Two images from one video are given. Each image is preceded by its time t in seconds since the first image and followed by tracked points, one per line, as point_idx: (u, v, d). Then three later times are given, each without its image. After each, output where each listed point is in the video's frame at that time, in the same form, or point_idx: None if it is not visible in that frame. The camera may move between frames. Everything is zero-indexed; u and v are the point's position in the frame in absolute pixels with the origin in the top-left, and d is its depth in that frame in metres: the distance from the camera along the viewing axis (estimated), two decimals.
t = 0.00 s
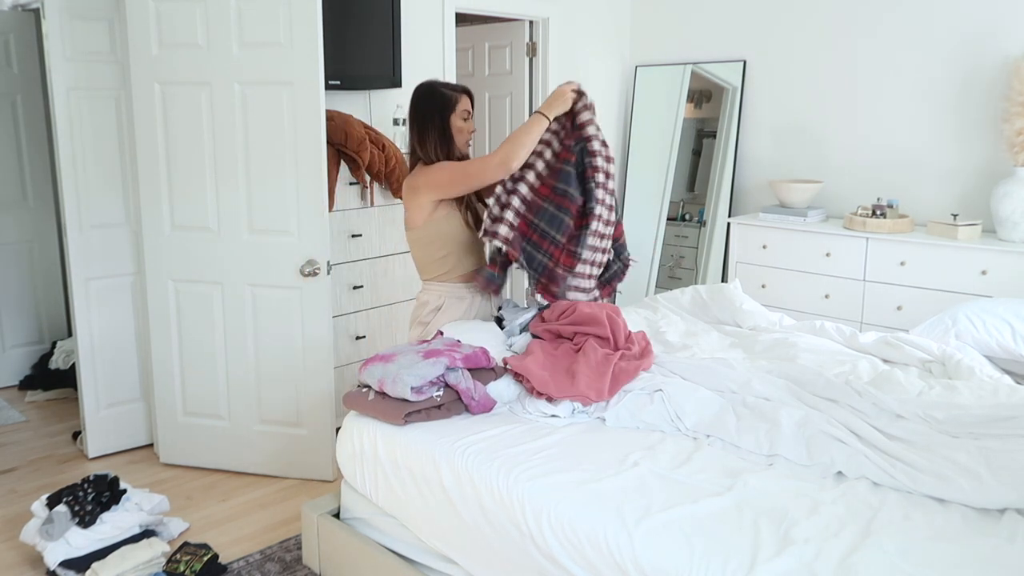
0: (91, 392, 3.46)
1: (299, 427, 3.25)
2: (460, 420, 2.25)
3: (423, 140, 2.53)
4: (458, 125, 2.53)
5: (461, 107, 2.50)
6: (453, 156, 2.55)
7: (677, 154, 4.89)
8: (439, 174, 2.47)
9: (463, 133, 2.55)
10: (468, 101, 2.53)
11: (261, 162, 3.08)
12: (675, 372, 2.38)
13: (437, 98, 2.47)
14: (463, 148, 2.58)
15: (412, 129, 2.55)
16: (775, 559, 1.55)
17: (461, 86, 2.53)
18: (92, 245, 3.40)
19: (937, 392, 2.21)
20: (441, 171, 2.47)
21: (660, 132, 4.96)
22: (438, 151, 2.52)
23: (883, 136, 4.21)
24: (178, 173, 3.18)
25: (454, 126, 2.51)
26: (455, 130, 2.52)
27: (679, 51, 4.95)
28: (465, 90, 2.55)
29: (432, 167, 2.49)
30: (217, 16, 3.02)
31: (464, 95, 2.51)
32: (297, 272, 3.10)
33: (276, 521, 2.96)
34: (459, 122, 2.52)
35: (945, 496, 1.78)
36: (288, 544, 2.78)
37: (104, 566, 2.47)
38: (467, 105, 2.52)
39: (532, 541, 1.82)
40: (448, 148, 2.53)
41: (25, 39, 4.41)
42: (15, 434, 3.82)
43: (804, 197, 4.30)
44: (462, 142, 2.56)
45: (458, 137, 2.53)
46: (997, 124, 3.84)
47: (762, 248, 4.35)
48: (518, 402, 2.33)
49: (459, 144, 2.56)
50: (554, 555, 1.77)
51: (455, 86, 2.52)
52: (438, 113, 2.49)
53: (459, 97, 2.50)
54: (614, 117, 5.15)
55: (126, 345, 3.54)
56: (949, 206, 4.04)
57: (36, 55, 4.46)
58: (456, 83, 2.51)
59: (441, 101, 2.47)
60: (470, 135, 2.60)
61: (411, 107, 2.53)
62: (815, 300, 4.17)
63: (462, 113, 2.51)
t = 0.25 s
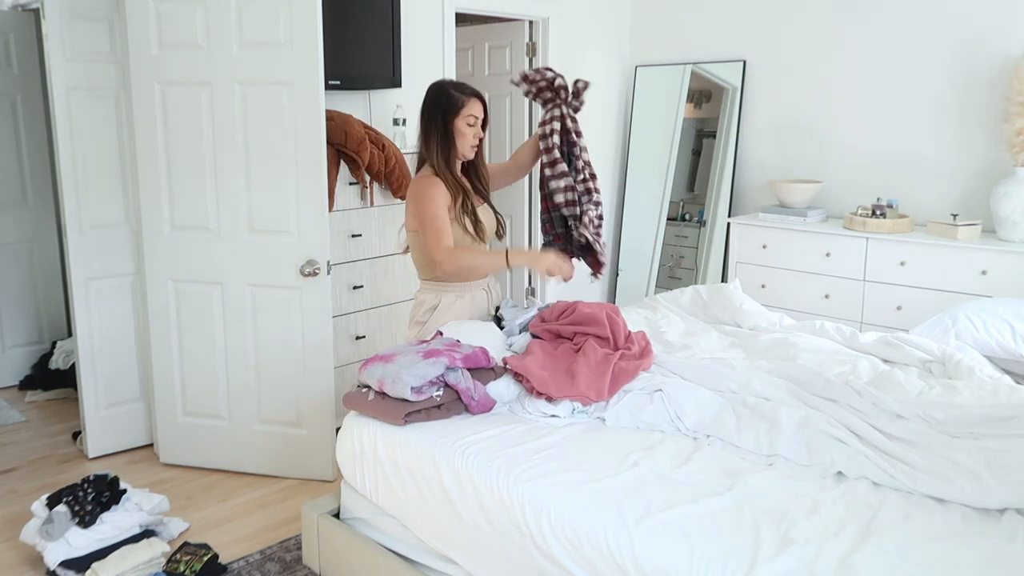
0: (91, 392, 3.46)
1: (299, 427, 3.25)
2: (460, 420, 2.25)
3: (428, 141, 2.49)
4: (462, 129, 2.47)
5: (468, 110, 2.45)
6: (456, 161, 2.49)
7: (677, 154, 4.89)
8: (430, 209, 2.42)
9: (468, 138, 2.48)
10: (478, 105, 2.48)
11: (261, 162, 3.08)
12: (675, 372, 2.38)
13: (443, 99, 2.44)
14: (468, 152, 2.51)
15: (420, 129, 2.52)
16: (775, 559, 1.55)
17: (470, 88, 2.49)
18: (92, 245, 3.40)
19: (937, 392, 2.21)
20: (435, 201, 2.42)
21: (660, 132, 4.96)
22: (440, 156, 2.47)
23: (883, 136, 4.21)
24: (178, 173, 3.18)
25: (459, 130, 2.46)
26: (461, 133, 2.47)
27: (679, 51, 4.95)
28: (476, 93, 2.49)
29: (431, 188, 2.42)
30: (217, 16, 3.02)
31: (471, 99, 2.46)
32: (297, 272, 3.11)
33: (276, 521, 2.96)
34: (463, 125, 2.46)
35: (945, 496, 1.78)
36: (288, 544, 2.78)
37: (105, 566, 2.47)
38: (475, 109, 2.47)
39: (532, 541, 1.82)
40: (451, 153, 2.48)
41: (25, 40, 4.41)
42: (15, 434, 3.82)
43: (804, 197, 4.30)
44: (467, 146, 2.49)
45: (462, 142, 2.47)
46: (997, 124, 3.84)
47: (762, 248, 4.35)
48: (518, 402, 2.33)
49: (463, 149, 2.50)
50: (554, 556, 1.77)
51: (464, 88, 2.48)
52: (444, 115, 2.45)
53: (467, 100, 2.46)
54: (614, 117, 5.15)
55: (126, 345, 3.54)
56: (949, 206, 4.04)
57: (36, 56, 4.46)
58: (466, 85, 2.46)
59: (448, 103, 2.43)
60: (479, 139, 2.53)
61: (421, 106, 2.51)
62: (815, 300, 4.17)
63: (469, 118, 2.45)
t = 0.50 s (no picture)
0: (91, 392, 3.46)
1: (299, 426, 3.25)
2: (460, 420, 2.25)
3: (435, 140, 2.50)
4: (466, 129, 2.45)
5: (471, 109, 2.43)
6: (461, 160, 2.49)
7: (677, 154, 4.89)
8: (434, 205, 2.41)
9: (472, 138, 2.46)
10: (482, 105, 2.46)
11: (261, 162, 3.08)
12: (675, 372, 2.38)
13: (447, 99, 2.45)
14: (474, 153, 2.49)
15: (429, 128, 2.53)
16: (775, 559, 1.55)
17: (476, 88, 2.46)
18: (91, 245, 3.40)
19: (937, 392, 2.21)
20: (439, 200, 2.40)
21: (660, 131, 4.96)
22: (446, 155, 2.49)
23: (884, 136, 4.21)
24: (178, 173, 3.18)
25: (463, 130, 2.45)
26: (465, 132, 2.45)
27: (679, 51, 4.95)
28: (482, 93, 2.47)
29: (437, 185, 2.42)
30: (218, 17, 3.02)
31: (475, 99, 2.44)
32: (298, 272, 3.11)
33: (276, 521, 2.96)
34: (466, 125, 2.44)
35: (945, 496, 1.78)
36: (288, 544, 2.78)
37: (105, 566, 2.47)
38: (479, 108, 2.45)
39: (532, 541, 1.82)
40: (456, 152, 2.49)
41: (25, 40, 4.41)
42: (15, 435, 3.82)
43: (804, 197, 4.30)
44: (472, 146, 2.47)
45: (466, 141, 2.45)
46: (997, 124, 3.84)
47: (762, 248, 4.35)
48: (518, 402, 2.33)
49: (468, 149, 2.48)
50: (554, 556, 1.77)
51: (469, 87, 2.46)
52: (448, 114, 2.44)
53: (471, 99, 2.44)
54: (614, 116, 5.15)
55: (126, 345, 3.54)
56: (949, 206, 4.04)
57: (36, 56, 4.46)
58: (470, 85, 2.44)
59: (451, 103, 2.44)
60: (485, 139, 2.50)
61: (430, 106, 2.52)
62: (815, 300, 4.17)
63: (472, 117, 2.43)
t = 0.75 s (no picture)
0: (91, 393, 3.46)
1: (299, 426, 3.25)
2: (460, 420, 2.25)
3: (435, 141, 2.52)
4: (463, 131, 2.46)
5: (468, 112, 2.45)
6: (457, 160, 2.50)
7: (677, 154, 4.89)
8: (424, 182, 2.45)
9: (468, 139, 2.47)
10: (480, 108, 2.48)
11: (261, 162, 3.08)
12: (675, 372, 2.38)
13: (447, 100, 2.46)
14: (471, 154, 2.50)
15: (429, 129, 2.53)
16: (775, 559, 1.55)
17: (475, 90, 2.48)
18: (91, 245, 3.40)
19: (937, 392, 2.21)
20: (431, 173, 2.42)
21: (660, 131, 4.96)
22: (444, 154, 2.50)
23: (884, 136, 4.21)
24: (178, 173, 3.18)
25: (459, 132, 2.47)
26: (460, 135, 2.47)
27: (679, 51, 4.94)
28: (482, 96, 2.48)
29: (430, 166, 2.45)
30: (218, 17, 3.02)
31: (474, 101, 2.46)
32: (298, 272, 3.10)
33: (276, 521, 2.95)
34: (463, 127, 2.45)
35: (945, 496, 1.78)
36: (287, 544, 2.78)
37: (105, 566, 2.47)
38: (477, 111, 2.46)
39: (532, 541, 1.82)
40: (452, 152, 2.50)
41: (25, 40, 4.41)
42: (15, 435, 3.82)
43: (804, 197, 4.30)
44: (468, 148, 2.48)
45: (463, 142, 2.46)
46: (997, 124, 3.84)
47: (762, 248, 4.35)
48: (518, 403, 2.32)
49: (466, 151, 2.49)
50: (554, 556, 1.77)
51: (468, 89, 2.48)
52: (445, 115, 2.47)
53: (468, 100, 2.46)
54: (614, 116, 5.15)
55: (126, 345, 3.54)
56: (949, 206, 4.04)
57: (36, 56, 4.46)
58: (469, 86, 2.46)
59: (449, 103, 2.46)
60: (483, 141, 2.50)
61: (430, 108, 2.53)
62: (815, 300, 4.17)
63: (470, 120, 2.44)
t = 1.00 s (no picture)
0: (91, 393, 3.46)
1: (299, 426, 3.25)
2: (460, 420, 2.25)
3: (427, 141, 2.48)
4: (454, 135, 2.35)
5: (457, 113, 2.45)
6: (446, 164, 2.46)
7: (677, 154, 4.89)
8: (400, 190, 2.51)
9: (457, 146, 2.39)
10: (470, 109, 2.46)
11: (261, 162, 3.08)
12: (675, 372, 2.38)
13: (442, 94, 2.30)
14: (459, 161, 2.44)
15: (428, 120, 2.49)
16: (775, 559, 1.55)
17: (473, 90, 2.24)
18: (91, 245, 3.40)
19: (937, 392, 2.21)
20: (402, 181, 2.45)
21: (660, 131, 4.96)
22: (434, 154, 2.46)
23: (884, 136, 4.20)
24: (178, 173, 3.18)
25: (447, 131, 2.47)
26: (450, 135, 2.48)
27: (679, 51, 4.94)
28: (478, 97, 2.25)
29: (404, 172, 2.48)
30: (218, 17, 3.02)
31: (469, 104, 2.23)
32: (297, 271, 3.10)
33: (276, 521, 2.95)
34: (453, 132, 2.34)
35: (945, 496, 1.78)
36: (287, 544, 2.78)
37: (104, 566, 2.47)
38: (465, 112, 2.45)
39: (532, 541, 1.82)
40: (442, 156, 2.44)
41: (25, 40, 4.41)
42: (15, 434, 3.82)
43: (804, 197, 4.30)
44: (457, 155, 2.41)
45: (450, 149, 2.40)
46: (997, 124, 3.84)
47: (762, 248, 4.35)
48: (518, 403, 2.32)
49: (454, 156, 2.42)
50: (554, 555, 1.77)
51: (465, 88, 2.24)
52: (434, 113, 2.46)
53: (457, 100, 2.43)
54: (614, 116, 5.15)
55: (126, 345, 3.54)
56: (949, 206, 4.04)
57: (36, 56, 4.46)
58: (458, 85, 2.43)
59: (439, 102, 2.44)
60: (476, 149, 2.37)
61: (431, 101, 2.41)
62: (815, 300, 4.17)
63: (464, 120, 2.21)
